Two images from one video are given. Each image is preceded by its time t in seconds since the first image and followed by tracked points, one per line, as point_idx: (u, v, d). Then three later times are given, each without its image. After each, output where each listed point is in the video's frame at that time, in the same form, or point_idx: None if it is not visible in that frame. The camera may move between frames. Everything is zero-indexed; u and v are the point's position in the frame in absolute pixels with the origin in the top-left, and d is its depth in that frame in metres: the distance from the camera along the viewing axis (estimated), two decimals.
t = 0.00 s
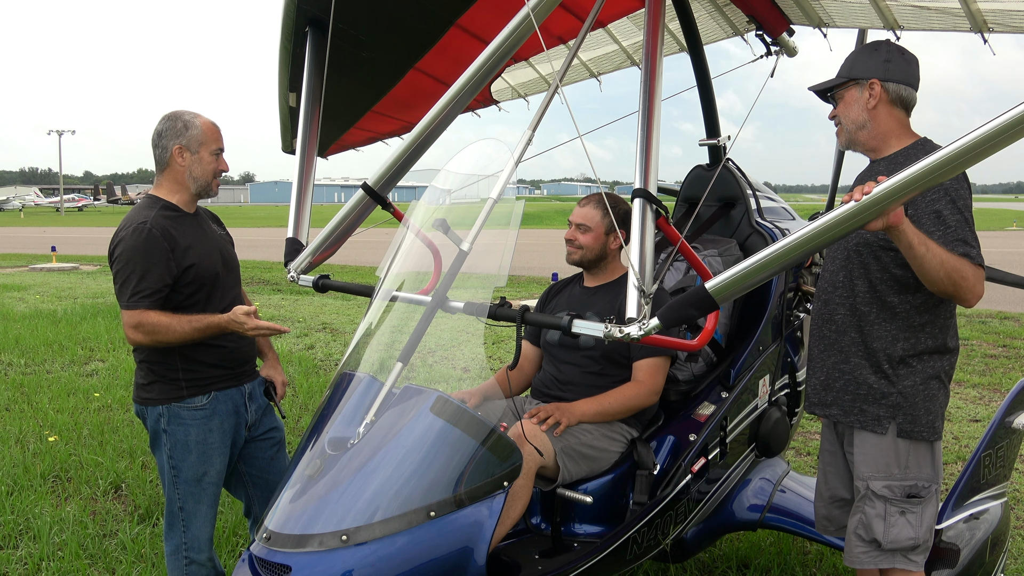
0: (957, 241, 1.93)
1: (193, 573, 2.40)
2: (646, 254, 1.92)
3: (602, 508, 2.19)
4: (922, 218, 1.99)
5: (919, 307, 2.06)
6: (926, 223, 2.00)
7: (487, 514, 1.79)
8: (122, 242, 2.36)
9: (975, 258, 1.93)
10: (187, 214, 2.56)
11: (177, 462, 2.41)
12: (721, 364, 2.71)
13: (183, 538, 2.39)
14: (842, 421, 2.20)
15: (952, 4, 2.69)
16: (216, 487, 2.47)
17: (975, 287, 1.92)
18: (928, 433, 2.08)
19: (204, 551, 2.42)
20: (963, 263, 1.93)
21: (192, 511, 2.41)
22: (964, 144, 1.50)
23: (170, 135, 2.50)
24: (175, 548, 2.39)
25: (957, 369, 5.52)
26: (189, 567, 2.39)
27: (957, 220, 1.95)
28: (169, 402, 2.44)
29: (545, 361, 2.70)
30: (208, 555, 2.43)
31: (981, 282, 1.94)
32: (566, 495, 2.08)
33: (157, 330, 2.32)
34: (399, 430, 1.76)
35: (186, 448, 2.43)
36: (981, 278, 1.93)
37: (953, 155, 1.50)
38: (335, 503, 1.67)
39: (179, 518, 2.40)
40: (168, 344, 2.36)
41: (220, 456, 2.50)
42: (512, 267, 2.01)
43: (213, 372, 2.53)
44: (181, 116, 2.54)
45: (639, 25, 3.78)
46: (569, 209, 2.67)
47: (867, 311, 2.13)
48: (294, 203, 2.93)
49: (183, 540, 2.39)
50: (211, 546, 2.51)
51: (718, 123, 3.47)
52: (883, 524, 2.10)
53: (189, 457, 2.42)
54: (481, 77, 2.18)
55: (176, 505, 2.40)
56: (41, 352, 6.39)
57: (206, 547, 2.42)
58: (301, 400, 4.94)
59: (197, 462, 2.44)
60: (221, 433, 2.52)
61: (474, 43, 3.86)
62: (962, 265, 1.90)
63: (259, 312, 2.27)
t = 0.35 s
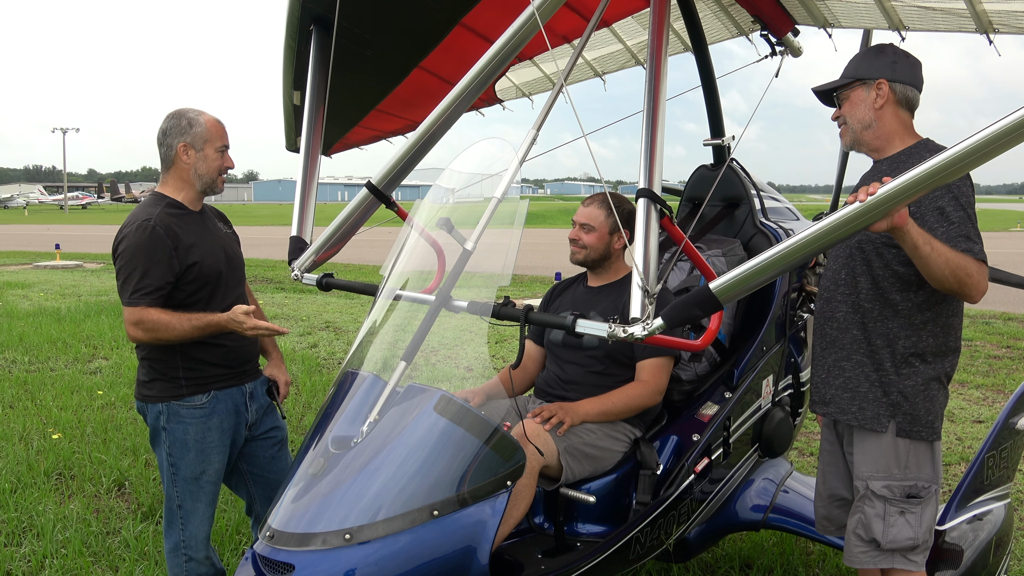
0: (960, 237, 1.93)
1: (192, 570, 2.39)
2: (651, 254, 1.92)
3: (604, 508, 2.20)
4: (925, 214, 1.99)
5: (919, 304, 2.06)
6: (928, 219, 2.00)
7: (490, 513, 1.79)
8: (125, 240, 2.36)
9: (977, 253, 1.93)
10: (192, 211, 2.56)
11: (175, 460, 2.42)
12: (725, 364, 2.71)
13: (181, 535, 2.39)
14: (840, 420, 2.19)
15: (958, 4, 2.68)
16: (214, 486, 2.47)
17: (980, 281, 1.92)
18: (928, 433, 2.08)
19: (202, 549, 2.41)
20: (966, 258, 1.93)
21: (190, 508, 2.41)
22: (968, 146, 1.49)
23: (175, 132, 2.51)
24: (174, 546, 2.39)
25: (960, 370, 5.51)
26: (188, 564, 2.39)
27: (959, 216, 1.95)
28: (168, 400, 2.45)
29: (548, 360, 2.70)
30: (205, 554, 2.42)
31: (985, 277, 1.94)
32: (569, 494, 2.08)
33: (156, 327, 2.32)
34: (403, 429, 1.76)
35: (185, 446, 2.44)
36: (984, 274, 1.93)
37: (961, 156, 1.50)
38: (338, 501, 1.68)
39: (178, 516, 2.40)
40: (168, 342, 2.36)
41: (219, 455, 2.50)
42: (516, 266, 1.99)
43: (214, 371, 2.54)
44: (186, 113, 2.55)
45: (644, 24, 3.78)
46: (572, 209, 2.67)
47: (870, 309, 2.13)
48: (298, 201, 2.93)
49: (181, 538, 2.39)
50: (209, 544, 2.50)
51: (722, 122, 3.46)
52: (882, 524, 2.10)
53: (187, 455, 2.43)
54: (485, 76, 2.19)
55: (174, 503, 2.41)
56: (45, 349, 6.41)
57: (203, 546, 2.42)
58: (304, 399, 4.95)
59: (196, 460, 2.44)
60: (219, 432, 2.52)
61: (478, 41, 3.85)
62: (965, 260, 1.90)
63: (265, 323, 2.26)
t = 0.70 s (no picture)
0: (963, 235, 1.93)
1: (191, 567, 2.40)
2: (654, 254, 1.92)
3: (606, 507, 2.20)
4: (927, 214, 1.98)
5: (921, 304, 2.06)
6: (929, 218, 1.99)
7: (492, 512, 1.79)
8: (124, 236, 2.35)
9: (979, 250, 1.93)
10: (190, 208, 2.56)
11: (174, 457, 2.42)
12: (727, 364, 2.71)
13: (181, 532, 2.40)
14: (844, 418, 2.18)
15: (963, 5, 2.68)
16: (213, 483, 2.47)
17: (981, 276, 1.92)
18: (929, 431, 2.07)
19: (199, 547, 2.41)
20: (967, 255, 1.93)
21: (189, 506, 2.42)
22: (972, 147, 1.49)
23: (178, 127, 2.53)
24: (173, 542, 2.39)
25: (963, 371, 5.50)
26: (186, 561, 2.39)
27: (961, 215, 1.95)
28: (167, 396, 2.45)
29: (551, 360, 2.70)
30: (203, 551, 2.42)
31: (987, 274, 1.94)
32: (571, 494, 2.08)
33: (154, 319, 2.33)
34: (405, 427, 1.77)
35: (184, 444, 2.44)
36: (987, 269, 1.94)
37: (966, 156, 1.50)
38: (340, 500, 1.68)
39: (176, 512, 2.41)
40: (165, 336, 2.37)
41: (217, 453, 2.50)
42: (519, 265, 2.03)
43: (213, 369, 2.53)
44: (193, 111, 2.56)
45: (648, 24, 3.77)
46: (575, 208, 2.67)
47: (872, 308, 2.12)
48: (302, 199, 2.93)
49: (180, 535, 2.40)
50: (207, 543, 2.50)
51: (726, 122, 3.46)
52: (884, 523, 2.09)
53: (186, 453, 2.43)
54: (488, 75, 2.20)
55: (173, 500, 2.41)
56: (48, 346, 6.43)
57: (201, 543, 2.42)
58: (306, 396, 4.96)
59: (194, 457, 2.44)
60: (218, 430, 2.52)
61: (482, 39, 3.85)
62: (967, 256, 1.90)
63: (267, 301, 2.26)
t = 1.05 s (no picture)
0: (963, 233, 1.93)
1: (202, 568, 2.41)
2: (657, 253, 1.92)
3: (609, 506, 2.20)
4: (927, 212, 1.98)
5: (921, 301, 2.06)
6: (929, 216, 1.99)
7: (494, 511, 1.80)
8: (127, 230, 2.35)
9: (979, 247, 1.93)
10: (201, 210, 2.59)
11: (181, 456, 2.42)
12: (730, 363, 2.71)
13: (192, 531, 2.41)
14: (845, 417, 2.18)
15: (967, 5, 2.67)
16: (222, 481, 2.48)
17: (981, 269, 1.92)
18: (930, 428, 2.09)
19: (213, 545, 2.43)
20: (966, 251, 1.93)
21: (199, 505, 2.42)
22: (974, 147, 1.49)
23: (196, 131, 2.54)
24: (185, 542, 2.40)
25: (965, 371, 5.49)
26: (198, 562, 2.40)
27: (961, 212, 1.95)
28: (171, 395, 2.45)
29: (553, 359, 2.70)
30: (216, 550, 2.43)
31: (987, 270, 1.95)
32: (574, 493, 2.09)
33: (144, 317, 2.29)
34: (407, 426, 1.77)
35: (190, 441, 2.45)
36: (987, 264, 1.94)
37: (969, 156, 1.49)
38: (342, 498, 1.68)
39: (187, 513, 2.41)
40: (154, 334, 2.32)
41: (225, 449, 2.51)
42: (521, 264, 2.00)
43: (214, 366, 2.54)
44: (215, 117, 2.57)
45: (651, 23, 3.77)
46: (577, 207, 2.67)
47: (872, 307, 2.12)
48: (305, 198, 2.94)
49: (192, 534, 2.41)
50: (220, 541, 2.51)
51: (729, 121, 3.46)
52: (886, 521, 2.08)
53: (193, 451, 2.44)
54: (491, 74, 2.20)
55: (183, 500, 2.42)
56: (51, 344, 6.45)
57: (214, 542, 2.43)
58: (309, 395, 4.96)
59: (202, 455, 2.44)
60: (224, 426, 2.53)
61: (485, 39, 3.85)
62: (965, 251, 1.90)
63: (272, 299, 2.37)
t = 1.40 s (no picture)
0: (962, 230, 1.92)
1: (205, 566, 2.41)
2: (659, 251, 1.92)
3: (612, 505, 2.20)
4: (923, 211, 1.96)
5: (917, 299, 2.06)
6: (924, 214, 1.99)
7: (498, 509, 1.80)
8: (132, 229, 2.36)
9: (976, 244, 1.93)
10: (204, 209, 2.58)
11: (185, 454, 2.42)
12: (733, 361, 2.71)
13: (195, 529, 2.41)
14: (842, 414, 2.17)
15: (970, 2, 2.67)
16: (226, 478, 2.48)
17: (979, 266, 1.92)
18: (927, 426, 2.07)
19: (216, 543, 2.43)
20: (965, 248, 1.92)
21: (202, 502, 2.43)
22: (973, 147, 1.50)
23: (194, 130, 2.56)
24: (188, 540, 2.41)
25: (968, 369, 5.49)
26: (201, 559, 2.41)
27: (958, 209, 1.94)
28: (175, 393, 2.45)
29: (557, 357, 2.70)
30: (219, 548, 2.43)
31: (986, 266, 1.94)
32: (577, 491, 2.09)
33: (150, 318, 2.29)
34: (411, 425, 1.78)
35: (194, 439, 2.45)
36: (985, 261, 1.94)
37: (969, 155, 1.50)
38: (346, 497, 1.68)
39: (190, 510, 2.42)
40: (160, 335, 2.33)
41: (229, 447, 2.51)
42: (524, 263, 1.99)
43: (218, 364, 2.54)
44: (211, 115, 2.60)
45: (653, 21, 3.77)
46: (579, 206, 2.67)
47: (869, 304, 2.11)
48: (308, 197, 2.94)
49: (195, 532, 2.41)
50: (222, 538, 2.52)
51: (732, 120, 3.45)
52: (884, 518, 2.08)
53: (197, 448, 2.44)
54: (494, 73, 2.19)
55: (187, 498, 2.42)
56: (55, 344, 6.46)
57: (217, 540, 2.43)
58: (312, 394, 4.97)
59: (206, 453, 2.44)
60: (228, 424, 2.53)
61: (487, 38, 3.85)
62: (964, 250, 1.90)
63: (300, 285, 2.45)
